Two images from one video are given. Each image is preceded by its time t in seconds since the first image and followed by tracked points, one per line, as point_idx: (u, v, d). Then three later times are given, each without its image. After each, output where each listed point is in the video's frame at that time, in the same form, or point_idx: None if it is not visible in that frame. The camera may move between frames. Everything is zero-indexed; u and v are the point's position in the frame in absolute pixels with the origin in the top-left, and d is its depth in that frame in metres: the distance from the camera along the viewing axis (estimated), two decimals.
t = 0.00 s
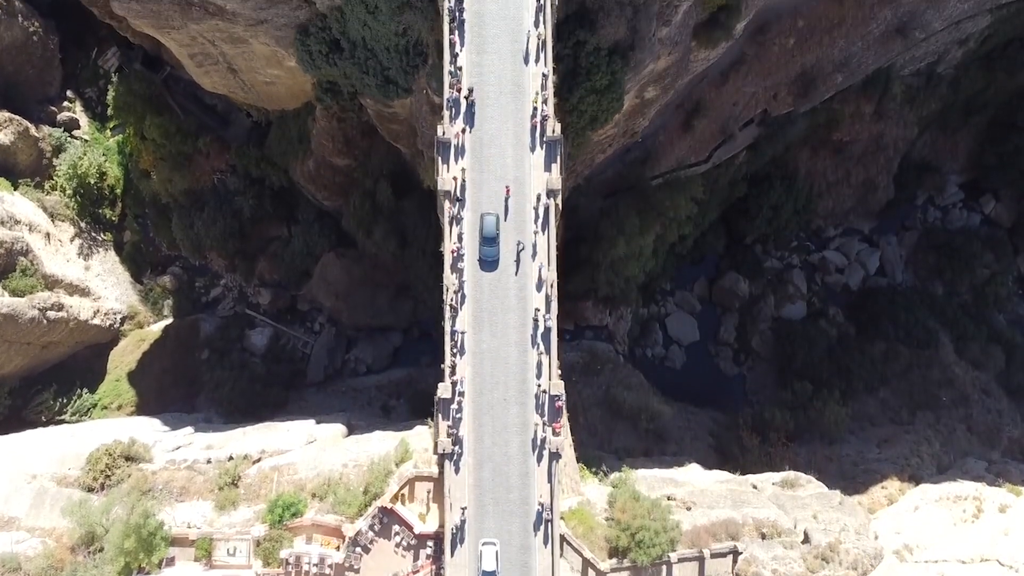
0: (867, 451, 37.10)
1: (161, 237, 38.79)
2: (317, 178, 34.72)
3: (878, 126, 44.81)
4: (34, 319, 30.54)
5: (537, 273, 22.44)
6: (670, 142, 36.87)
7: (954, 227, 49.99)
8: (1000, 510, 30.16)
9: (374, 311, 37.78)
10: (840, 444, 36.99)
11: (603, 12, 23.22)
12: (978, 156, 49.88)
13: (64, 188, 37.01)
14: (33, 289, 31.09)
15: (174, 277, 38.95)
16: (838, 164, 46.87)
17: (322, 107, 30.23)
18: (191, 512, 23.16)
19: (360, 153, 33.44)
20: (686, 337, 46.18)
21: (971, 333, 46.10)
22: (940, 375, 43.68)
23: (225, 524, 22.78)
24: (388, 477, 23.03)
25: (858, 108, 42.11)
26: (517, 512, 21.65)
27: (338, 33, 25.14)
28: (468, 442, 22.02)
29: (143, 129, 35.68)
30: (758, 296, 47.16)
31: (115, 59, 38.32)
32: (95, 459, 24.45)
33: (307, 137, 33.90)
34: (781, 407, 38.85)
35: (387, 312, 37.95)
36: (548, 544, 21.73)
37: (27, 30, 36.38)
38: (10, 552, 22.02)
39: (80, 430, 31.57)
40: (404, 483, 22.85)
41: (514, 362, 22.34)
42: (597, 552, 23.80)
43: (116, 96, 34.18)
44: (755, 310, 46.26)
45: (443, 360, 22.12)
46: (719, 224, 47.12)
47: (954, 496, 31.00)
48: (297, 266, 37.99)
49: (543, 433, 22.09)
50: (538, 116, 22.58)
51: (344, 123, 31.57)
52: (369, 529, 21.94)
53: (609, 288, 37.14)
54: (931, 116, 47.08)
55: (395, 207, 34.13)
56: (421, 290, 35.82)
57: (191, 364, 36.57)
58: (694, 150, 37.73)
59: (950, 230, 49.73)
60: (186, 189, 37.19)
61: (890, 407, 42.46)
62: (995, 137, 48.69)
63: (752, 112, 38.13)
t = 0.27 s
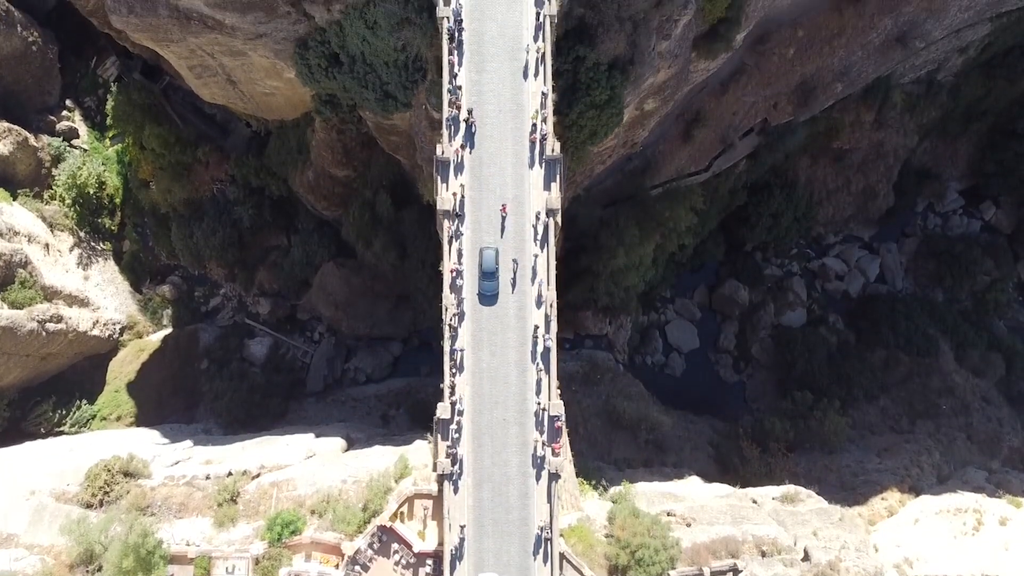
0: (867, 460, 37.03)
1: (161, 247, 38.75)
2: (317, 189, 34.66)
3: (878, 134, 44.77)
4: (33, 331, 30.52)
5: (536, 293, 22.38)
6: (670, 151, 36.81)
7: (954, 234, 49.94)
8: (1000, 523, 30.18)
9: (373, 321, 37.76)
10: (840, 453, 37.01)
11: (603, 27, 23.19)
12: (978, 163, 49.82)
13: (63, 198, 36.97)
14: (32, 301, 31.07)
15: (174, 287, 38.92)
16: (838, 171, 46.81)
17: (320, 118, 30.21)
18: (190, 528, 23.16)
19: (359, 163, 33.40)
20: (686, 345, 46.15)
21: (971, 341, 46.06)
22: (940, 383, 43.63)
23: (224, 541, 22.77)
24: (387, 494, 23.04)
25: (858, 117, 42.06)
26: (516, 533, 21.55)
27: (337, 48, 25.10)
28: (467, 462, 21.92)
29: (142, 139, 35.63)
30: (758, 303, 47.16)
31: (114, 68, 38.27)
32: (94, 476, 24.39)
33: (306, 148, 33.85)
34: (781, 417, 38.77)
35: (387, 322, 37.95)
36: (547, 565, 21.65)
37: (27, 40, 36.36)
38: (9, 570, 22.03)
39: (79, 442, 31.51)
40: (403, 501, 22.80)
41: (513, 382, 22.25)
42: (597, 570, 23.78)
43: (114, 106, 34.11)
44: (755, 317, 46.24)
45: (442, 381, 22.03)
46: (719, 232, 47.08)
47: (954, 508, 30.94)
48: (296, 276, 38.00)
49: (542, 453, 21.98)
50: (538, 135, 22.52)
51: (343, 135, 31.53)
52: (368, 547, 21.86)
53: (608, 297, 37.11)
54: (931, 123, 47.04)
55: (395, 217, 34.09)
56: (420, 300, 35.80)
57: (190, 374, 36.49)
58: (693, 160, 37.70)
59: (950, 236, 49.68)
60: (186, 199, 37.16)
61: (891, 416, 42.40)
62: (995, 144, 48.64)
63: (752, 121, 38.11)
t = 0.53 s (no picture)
0: (867, 469, 37.02)
1: (160, 255, 38.72)
2: (316, 198, 34.63)
3: (878, 141, 44.75)
4: (32, 342, 30.50)
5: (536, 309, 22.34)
6: (669, 160, 36.76)
7: (954, 240, 49.91)
8: (1000, 535, 30.31)
9: (373, 329, 37.74)
10: (840, 462, 37.04)
11: (602, 41, 23.18)
12: (978, 169, 49.81)
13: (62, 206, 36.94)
14: (31, 311, 31.05)
15: (173, 295, 38.87)
16: (838, 178, 46.78)
17: (320, 128, 30.19)
18: (189, 543, 23.12)
19: (359, 173, 33.37)
20: (686, 351, 46.10)
21: (971, 347, 46.09)
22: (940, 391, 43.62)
23: (223, 556, 22.60)
24: (387, 508, 22.98)
25: (858, 124, 42.02)
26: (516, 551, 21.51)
27: (337, 60, 25.06)
28: (466, 480, 21.83)
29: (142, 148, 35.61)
30: (758, 310, 47.15)
31: (114, 76, 38.21)
32: (93, 490, 24.45)
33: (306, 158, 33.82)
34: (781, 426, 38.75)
35: (386, 330, 37.93)
36: None
37: (26, 48, 36.27)
38: None
39: (78, 453, 31.46)
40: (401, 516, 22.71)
41: (512, 400, 22.19)
42: None
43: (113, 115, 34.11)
44: (755, 324, 46.22)
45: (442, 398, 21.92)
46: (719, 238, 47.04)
47: (954, 520, 30.92)
48: (296, 284, 37.98)
49: (542, 471, 21.94)
50: (538, 152, 22.48)
51: (343, 145, 31.52)
52: (367, 562, 21.70)
53: (608, 306, 37.07)
54: (930, 130, 47.04)
55: (394, 226, 34.07)
56: (419, 308, 35.78)
57: (189, 383, 36.46)
58: (693, 168, 37.68)
59: (950, 242, 49.65)
60: (185, 207, 37.14)
61: (891, 423, 42.37)
62: (995, 150, 48.61)
63: (752, 129, 38.10)
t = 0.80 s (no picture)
0: (866, 479, 37.02)
1: (159, 265, 38.64)
2: (316, 209, 34.58)
3: (878, 149, 44.72)
4: (31, 354, 30.45)
5: (535, 328, 22.27)
6: (669, 169, 36.67)
7: (954, 246, 49.86)
8: (1000, 547, 30.40)
9: (372, 339, 37.70)
10: (840, 472, 37.07)
11: (602, 56, 23.10)
12: (978, 176, 49.74)
13: (61, 216, 36.86)
14: (30, 323, 31.02)
15: (173, 304, 38.78)
16: (839, 186, 46.73)
17: (319, 141, 30.20)
18: (187, 560, 23.13)
19: (358, 184, 33.29)
20: (685, 358, 46.03)
21: (971, 354, 46.09)
22: (941, 399, 43.58)
23: (221, 573, 22.59)
24: (387, 526, 22.84)
25: (858, 132, 41.98)
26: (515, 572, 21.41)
27: (336, 74, 25.02)
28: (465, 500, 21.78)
29: (141, 158, 35.56)
30: (758, 317, 47.13)
31: (112, 85, 38.16)
32: (91, 506, 24.44)
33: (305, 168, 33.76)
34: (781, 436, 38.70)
35: (385, 340, 37.90)
36: None
37: (24, 58, 36.19)
38: None
39: (77, 464, 31.41)
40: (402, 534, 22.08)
41: (511, 420, 22.07)
42: None
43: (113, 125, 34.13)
44: (755, 331, 46.21)
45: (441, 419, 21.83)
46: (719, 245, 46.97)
47: (954, 533, 30.91)
48: (295, 294, 37.94)
49: (541, 492, 21.84)
50: (537, 170, 22.42)
51: (342, 156, 31.49)
52: None
53: (607, 316, 37.04)
54: (931, 137, 46.97)
55: (394, 237, 34.02)
56: (419, 319, 35.72)
57: (188, 393, 36.37)
58: (693, 177, 37.63)
59: (950, 249, 49.60)
60: (184, 217, 37.10)
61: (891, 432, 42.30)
62: (995, 157, 48.54)
63: (752, 138, 38.07)
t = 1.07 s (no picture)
0: (867, 489, 36.96)
1: (158, 274, 38.56)
2: (315, 220, 34.54)
3: (878, 157, 44.70)
4: (29, 367, 30.37)
5: (534, 347, 22.24)
6: (669, 179, 36.64)
7: (954, 253, 49.79)
8: (1000, 560, 30.29)
9: (371, 349, 37.65)
10: (840, 482, 37.01)
11: (602, 72, 23.05)
12: (978, 183, 49.69)
13: (60, 225, 36.79)
14: (29, 335, 30.95)
15: (172, 314, 38.68)
16: (839, 194, 46.70)
17: (318, 153, 30.19)
18: None
19: (357, 195, 33.25)
20: (685, 366, 45.94)
21: (971, 362, 46.02)
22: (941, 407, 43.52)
23: None
24: (386, 543, 22.78)
25: (858, 140, 41.95)
26: None
27: (335, 89, 24.97)
28: (465, 521, 21.63)
29: (140, 167, 35.51)
30: (758, 324, 47.08)
31: (111, 94, 38.08)
32: (90, 523, 24.39)
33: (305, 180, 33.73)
34: (781, 446, 38.62)
35: (385, 350, 37.86)
36: None
37: (23, 68, 36.14)
38: None
39: (76, 476, 31.35)
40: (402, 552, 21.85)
41: (511, 441, 21.97)
42: None
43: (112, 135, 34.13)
44: (756, 339, 46.14)
45: (440, 439, 21.71)
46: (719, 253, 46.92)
47: (955, 546, 30.81)
48: (295, 303, 37.89)
49: (541, 513, 21.71)
50: (537, 188, 22.41)
51: (341, 168, 31.47)
52: None
53: (607, 326, 36.99)
54: (931, 144, 46.93)
55: (394, 247, 33.96)
56: (418, 329, 35.67)
57: (188, 403, 36.29)
58: (693, 186, 37.62)
59: (950, 256, 49.53)
60: (184, 226, 37.06)
61: (891, 440, 42.21)
62: (995, 164, 48.49)
63: (752, 147, 38.05)
